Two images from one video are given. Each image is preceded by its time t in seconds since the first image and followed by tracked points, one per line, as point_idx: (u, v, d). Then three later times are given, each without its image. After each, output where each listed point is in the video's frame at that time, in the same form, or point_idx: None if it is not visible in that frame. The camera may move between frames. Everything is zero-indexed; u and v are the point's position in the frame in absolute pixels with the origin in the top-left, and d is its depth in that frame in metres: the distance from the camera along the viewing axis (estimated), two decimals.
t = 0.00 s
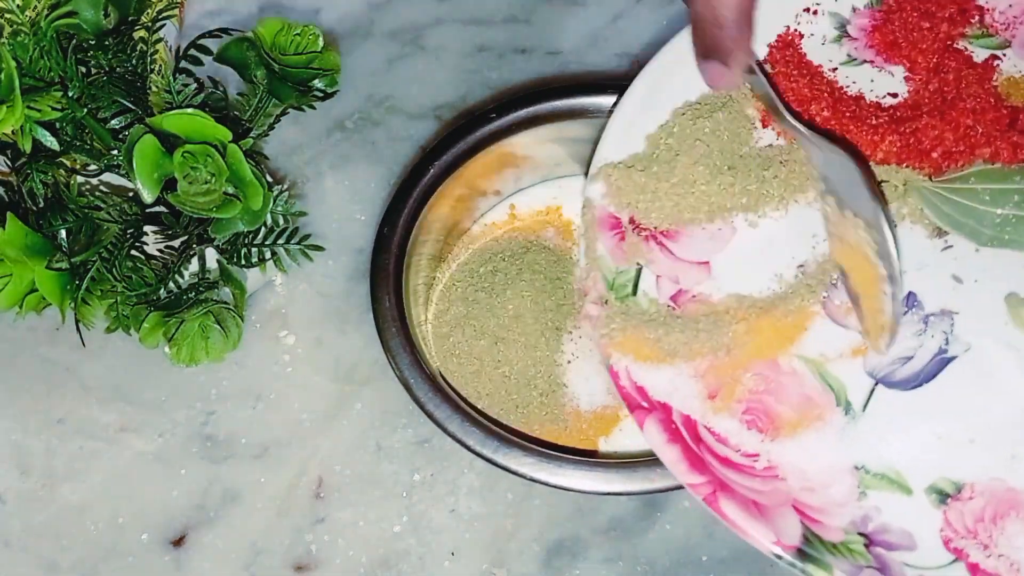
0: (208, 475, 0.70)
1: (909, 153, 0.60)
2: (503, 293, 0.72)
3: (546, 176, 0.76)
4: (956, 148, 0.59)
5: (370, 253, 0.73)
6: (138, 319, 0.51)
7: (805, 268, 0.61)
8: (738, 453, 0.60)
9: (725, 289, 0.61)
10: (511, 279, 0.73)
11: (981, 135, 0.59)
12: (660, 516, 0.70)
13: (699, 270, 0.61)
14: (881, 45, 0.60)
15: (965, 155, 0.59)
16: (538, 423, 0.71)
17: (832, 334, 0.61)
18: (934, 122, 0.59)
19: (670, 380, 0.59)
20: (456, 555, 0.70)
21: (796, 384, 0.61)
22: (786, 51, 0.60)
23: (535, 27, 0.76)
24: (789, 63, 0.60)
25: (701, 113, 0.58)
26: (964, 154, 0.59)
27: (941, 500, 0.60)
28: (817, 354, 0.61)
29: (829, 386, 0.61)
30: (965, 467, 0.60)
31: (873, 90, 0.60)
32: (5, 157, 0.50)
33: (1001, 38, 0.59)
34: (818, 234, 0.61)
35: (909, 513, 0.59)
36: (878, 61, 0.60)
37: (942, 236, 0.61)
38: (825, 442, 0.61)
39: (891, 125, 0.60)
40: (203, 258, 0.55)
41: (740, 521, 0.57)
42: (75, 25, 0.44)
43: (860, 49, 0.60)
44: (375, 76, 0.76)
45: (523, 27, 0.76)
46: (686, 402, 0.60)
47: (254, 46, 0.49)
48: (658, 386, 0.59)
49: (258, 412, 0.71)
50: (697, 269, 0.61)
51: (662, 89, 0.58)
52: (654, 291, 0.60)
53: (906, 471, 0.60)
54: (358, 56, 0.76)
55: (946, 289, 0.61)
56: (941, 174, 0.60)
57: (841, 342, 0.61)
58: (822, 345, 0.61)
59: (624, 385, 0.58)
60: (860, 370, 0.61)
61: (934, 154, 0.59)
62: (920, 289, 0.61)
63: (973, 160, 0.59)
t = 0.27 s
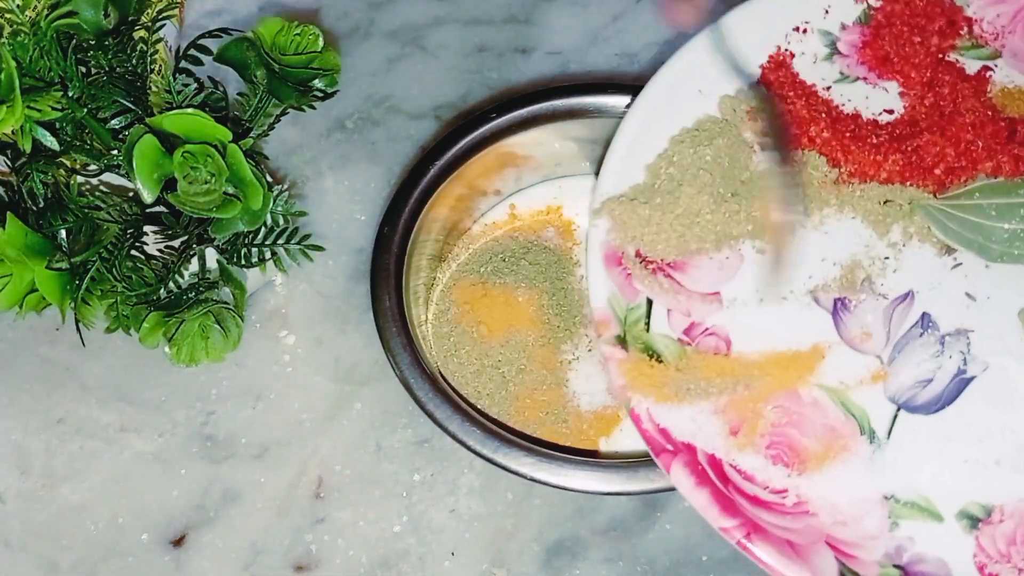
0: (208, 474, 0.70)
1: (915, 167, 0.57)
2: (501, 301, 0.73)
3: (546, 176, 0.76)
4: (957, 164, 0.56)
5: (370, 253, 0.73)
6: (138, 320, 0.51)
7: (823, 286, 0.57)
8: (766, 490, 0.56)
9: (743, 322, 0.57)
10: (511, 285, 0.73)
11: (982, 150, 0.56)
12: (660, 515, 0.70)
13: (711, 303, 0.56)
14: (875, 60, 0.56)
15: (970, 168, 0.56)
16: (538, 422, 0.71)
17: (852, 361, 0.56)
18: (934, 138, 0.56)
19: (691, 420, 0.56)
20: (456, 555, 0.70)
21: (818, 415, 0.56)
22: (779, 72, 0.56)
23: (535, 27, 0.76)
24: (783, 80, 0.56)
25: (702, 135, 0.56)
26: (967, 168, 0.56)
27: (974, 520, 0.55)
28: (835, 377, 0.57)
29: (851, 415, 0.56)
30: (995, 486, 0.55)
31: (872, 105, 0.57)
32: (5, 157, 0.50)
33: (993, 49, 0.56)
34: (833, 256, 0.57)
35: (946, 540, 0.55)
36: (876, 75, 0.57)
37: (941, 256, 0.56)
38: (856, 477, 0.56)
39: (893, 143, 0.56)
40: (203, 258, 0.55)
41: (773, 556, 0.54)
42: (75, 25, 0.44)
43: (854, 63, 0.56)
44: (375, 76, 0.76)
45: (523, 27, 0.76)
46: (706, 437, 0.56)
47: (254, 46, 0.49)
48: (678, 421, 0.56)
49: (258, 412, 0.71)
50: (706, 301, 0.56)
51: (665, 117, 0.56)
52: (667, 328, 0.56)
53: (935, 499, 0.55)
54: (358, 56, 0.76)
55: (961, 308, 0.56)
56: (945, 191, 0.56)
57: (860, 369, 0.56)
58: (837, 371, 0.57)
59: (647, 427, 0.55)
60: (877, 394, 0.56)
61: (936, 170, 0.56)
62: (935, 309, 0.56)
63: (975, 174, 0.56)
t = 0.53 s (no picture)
0: (208, 474, 0.70)
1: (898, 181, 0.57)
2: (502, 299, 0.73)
3: (547, 176, 0.76)
4: (940, 173, 0.57)
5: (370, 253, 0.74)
6: (138, 319, 0.51)
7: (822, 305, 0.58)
8: (784, 514, 0.56)
9: (743, 348, 0.57)
10: (512, 284, 0.74)
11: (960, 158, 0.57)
12: (660, 516, 0.70)
13: (710, 330, 0.57)
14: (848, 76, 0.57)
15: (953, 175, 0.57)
16: (537, 421, 0.71)
17: (851, 382, 0.57)
18: (915, 150, 0.57)
19: (703, 450, 0.57)
20: (456, 555, 0.70)
21: (827, 435, 0.57)
22: (755, 93, 0.57)
23: (535, 27, 0.76)
24: (760, 101, 0.57)
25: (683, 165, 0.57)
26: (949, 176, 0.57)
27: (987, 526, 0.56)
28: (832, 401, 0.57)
29: (860, 432, 0.57)
30: (1008, 489, 0.56)
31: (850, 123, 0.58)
32: (5, 157, 0.50)
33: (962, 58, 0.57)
34: (827, 274, 0.58)
35: (965, 550, 0.56)
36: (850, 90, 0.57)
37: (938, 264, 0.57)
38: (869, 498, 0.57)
39: (876, 158, 0.57)
40: (203, 258, 0.55)
41: None
42: (75, 25, 0.44)
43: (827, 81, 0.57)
44: (375, 76, 0.76)
45: (523, 27, 0.76)
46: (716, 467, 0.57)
47: (254, 46, 0.49)
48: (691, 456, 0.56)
49: (258, 412, 0.71)
50: (705, 329, 0.57)
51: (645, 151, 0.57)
52: (669, 358, 0.57)
53: (948, 507, 0.56)
54: (358, 55, 0.76)
55: (956, 317, 0.57)
56: (930, 202, 0.57)
57: (863, 386, 0.57)
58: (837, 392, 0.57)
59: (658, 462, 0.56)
60: (887, 411, 0.57)
61: (920, 182, 0.57)
62: (933, 320, 0.57)
63: (958, 183, 0.57)
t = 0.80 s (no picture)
0: (208, 474, 0.70)
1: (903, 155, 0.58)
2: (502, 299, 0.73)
3: (546, 175, 0.76)
4: (940, 151, 0.58)
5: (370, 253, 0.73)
6: (138, 319, 0.51)
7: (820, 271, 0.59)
8: (782, 468, 0.57)
9: (745, 312, 0.59)
10: (512, 283, 0.73)
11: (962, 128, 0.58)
12: (660, 516, 0.70)
13: (713, 294, 0.59)
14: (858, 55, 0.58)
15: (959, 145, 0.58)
16: (537, 421, 0.71)
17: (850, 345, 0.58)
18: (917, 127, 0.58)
19: (702, 404, 0.58)
20: (456, 555, 0.70)
21: (825, 392, 0.58)
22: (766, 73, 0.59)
23: (535, 27, 0.76)
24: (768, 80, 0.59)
25: (692, 139, 0.60)
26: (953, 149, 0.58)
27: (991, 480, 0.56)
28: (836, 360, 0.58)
29: (859, 393, 0.58)
30: (1010, 445, 0.56)
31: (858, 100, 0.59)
32: (5, 157, 0.50)
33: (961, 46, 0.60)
34: (827, 244, 0.59)
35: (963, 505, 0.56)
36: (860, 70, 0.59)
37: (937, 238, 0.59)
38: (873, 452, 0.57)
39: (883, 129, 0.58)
40: (203, 258, 0.55)
41: (795, 533, 0.55)
42: (75, 25, 0.44)
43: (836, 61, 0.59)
44: (375, 76, 0.76)
45: (523, 27, 0.76)
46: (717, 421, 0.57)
47: (254, 46, 0.49)
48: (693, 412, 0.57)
49: (258, 412, 0.71)
50: (709, 293, 0.59)
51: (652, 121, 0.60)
52: (671, 319, 0.59)
53: (957, 462, 0.56)
54: (358, 55, 0.76)
55: (954, 284, 0.58)
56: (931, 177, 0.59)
57: (862, 349, 0.58)
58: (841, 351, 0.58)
59: (658, 412, 0.57)
60: (885, 370, 0.58)
61: (920, 158, 0.58)
62: (932, 285, 0.58)
63: (958, 160, 0.58)
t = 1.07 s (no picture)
0: (208, 475, 0.70)
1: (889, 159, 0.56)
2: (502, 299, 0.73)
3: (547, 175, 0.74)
4: (930, 143, 0.56)
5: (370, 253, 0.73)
6: (138, 320, 0.51)
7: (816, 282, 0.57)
8: (790, 485, 0.56)
9: (742, 318, 0.57)
10: (512, 283, 0.73)
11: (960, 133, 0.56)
12: (660, 516, 0.70)
13: (705, 300, 0.57)
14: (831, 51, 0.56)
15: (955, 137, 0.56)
16: (536, 421, 0.71)
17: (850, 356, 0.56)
18: (907, 121, 0.56)
19: (704, 412, 0.57)
20: (456, 555, 0.70)
21: (829, 403, 0.56)
22: (741, 67, 0.56)
23: (536, 27, 0.76)
24: (745, 74, 0.56)
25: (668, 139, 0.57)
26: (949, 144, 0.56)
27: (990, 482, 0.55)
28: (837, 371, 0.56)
29: (863, 401, 0.56)
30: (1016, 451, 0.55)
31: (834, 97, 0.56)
32: (5, 157, 0.50)
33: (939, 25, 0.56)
34: (821, 244, 0.57)
35: (984, 521, 0.55)
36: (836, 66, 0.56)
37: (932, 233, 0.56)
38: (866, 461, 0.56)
39: (867, 128, 0.56)
40: (202, 258, 0.55)
41: (812, 554, 0.55)
42: (75, 25, 0.44)
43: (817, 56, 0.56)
44: (375, 76, 0.76)
45: (524, 27, 0.76)
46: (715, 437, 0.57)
47: (254, 46, 0.49)
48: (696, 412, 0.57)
49: (258, 413, 0.71)
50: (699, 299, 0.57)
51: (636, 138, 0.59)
52: (648, 318, 0.57)
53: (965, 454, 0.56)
54: (358, 55, 0.76)
55: (953, 285, 0.56)
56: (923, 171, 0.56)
57: (863, 354, 0.56)
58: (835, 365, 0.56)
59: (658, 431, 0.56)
60: (888, 376, 0.56)
61: (911, 152, 0.56)
62: (932, 287, 0.56)
63: (949, 153, 0.56)
